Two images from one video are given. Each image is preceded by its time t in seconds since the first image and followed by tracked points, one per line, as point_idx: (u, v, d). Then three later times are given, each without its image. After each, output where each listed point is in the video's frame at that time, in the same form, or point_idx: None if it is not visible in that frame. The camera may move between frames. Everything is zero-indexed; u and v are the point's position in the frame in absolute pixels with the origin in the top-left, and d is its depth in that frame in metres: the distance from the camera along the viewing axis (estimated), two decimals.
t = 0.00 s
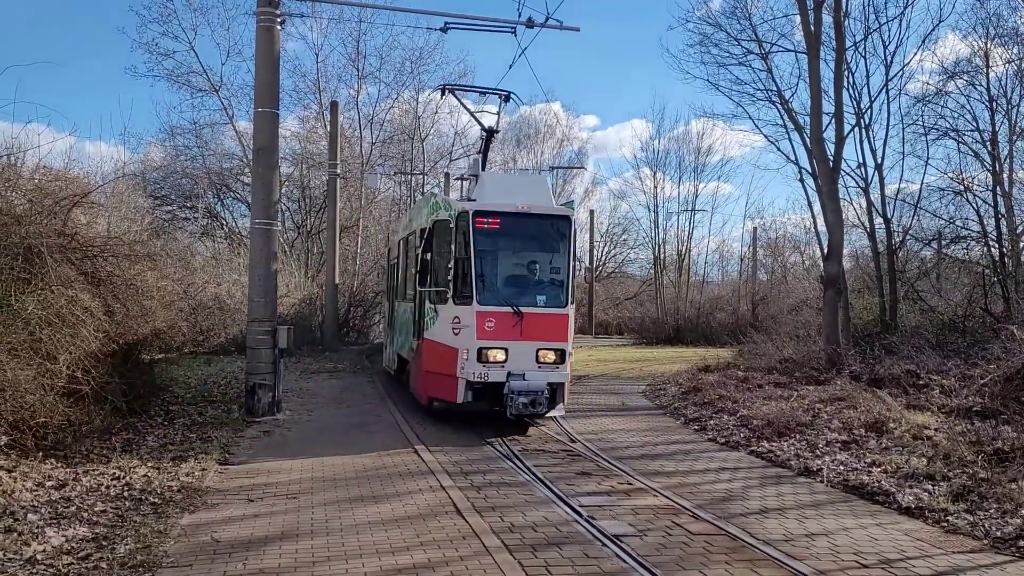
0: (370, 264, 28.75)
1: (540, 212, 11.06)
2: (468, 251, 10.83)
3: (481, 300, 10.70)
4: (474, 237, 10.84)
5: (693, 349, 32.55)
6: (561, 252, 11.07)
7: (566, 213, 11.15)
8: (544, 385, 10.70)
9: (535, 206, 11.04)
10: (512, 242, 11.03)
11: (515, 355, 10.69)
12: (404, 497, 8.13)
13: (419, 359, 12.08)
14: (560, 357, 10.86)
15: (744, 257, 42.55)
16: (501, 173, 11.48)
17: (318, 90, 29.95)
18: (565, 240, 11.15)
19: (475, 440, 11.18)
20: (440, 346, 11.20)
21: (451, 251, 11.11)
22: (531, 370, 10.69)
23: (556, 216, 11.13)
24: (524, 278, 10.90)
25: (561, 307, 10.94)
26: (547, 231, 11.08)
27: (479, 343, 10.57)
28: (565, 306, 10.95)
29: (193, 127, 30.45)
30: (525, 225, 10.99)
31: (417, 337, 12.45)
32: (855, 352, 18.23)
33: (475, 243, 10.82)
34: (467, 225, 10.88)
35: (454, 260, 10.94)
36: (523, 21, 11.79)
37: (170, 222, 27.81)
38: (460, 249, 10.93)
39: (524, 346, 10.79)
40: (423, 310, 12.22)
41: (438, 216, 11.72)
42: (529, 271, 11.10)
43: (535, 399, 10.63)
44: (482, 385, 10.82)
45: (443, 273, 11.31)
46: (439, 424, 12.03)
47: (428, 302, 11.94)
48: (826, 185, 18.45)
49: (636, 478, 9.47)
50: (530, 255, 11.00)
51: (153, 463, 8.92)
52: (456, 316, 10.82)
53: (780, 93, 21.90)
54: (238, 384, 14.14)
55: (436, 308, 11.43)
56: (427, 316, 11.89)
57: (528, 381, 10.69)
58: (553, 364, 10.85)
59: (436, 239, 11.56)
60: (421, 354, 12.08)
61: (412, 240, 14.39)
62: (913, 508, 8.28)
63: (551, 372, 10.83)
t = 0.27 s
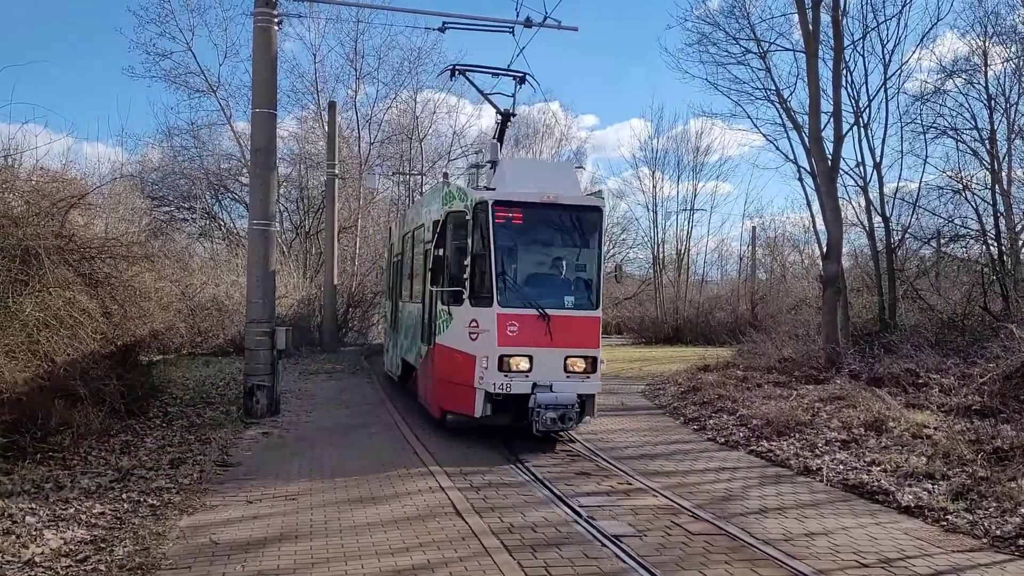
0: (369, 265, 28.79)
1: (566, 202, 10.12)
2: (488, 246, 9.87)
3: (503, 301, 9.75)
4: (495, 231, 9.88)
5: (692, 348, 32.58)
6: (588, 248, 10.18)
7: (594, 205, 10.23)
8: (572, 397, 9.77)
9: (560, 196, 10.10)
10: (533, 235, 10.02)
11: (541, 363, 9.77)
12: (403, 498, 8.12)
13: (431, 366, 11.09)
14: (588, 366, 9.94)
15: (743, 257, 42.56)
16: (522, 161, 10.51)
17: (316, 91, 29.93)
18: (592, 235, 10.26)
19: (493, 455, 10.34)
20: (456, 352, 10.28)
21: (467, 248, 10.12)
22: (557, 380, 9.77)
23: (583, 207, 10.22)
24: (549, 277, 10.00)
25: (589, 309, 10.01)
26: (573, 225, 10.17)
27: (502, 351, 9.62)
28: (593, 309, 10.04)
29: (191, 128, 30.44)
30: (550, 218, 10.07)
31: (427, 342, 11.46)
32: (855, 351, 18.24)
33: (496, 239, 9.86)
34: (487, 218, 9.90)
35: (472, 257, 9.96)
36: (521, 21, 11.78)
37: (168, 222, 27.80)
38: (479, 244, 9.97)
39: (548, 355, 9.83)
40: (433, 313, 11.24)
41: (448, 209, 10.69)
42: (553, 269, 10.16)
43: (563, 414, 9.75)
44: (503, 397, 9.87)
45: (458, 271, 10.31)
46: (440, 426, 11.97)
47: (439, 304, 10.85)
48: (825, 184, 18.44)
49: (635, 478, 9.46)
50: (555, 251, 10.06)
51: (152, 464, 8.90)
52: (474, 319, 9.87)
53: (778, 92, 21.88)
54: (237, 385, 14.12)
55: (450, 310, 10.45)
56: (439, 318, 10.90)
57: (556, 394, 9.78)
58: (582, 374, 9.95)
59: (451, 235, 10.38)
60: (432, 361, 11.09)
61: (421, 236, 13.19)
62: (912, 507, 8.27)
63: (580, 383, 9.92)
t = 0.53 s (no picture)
0: (366, 264, 28.79)
1: (598, 186, 8.95)
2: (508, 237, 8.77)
3: (526, 302, 8.65)
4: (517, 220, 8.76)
5: (689, 346, 32.63)
6: (622, 240, 9.01)
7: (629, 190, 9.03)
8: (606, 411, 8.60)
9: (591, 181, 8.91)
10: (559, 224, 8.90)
11: (570, 372, 8.67)
12: (401, 497, 8.10)
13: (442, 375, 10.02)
14: (623, 374, 8.83)
15: (741, 255, 42.60)
16: (547, 142, 9.38)
17: (312, 90, 29.89)
18: (627, 224, 9.07)
19: (514, 475, 9.25)
20: (472, 359, 9.17)
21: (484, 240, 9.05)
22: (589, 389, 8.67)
23: (616, 193, 9.04)
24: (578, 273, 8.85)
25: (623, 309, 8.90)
26: (605, 213, 9.02)
27: (525, 358, 8.54)
28: (629, 310, 8.93)
29: (188, 127, 30.40)
30: (580, 205, 8.93)
31: (438, 346, 10.43)
32: (852, 349, 18.26)
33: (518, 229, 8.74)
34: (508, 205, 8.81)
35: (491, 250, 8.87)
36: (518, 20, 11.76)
37: (165, 222, 27.78)
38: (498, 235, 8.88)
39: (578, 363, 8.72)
40: (444, 316, 10.15)
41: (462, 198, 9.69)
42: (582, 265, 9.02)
43: (596, 430, 8.55)
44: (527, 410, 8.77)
45: (474, 267, 9.24)
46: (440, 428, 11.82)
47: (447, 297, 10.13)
48: (822, 183, 18.46)
49: (633, 477, 9.45)
50: (585, 244, 8.91)
51: (149, 464, 8.88)
52: (493, 322, 8.78)
53: (775, 91, 21.88)
54: (234, 385, 14.10)
55: (465, 312, 9.37)
56: (450, 322, 9.79)
57: (587, 408, 8.65)
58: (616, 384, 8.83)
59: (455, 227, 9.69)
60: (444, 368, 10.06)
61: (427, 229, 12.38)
62: (910, 505, 8.28)
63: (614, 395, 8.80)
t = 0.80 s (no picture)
0: (363, 262, 28.76)
1: (619, 176, 8.32)
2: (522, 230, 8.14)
3: (541, 301, 7.99)
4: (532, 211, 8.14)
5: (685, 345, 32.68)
6: (643, 234, 8.37)
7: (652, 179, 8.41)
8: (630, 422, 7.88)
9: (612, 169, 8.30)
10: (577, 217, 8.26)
11: (590, 378, 8.00)
12: (397, 497, 8.09)
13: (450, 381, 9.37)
14: (647, 380, 8.17)
15: (737, 253, 42.66)
16: (565, 128, 8.78)
17: (308, 89, 29.84)
18: (651, 217, 8.44)
19: (527, 490, 8.57)
20: (484, 364, 8.56)
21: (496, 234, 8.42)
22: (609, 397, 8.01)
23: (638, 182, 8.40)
24: (597, 269, 8.21)
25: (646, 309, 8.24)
26: (628, 204, 8.38)
27: (542, 363, 7.88)
28: (655, 311, 8.29)
29: (183, 126, 30.34)
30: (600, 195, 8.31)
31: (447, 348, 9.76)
32: (848, 347, 18.30)
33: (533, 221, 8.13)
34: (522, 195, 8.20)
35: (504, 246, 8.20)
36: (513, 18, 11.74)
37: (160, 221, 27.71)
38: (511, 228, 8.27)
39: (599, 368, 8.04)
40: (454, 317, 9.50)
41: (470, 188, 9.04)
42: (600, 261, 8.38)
43: (619, 443, 7.82)
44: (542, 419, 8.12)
45: (486, 264, 8.58)
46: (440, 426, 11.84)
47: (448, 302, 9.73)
48: (818, 181, 18.48)
49: (630, 475, 9.46)
50: (603, 237, 8.26)
51: (145, 464, 8.86)
52: (505, 323, 8.18)
53: (771, 89, 21.90)
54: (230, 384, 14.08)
55: (476, 313, 8.73)
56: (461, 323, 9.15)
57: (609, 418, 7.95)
58: (639, 391, 8.16)
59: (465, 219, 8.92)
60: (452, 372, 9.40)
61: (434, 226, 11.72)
62: (906, 503, 8.30)
63: (636, 403, 8.14)
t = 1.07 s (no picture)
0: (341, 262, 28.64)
1: (669, 140, 6.60)
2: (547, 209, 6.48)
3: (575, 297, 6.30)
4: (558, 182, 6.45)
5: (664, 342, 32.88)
6: (700, 211, 6.66)
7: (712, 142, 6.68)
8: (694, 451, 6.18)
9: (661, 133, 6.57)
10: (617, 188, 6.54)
11: (640, 393, 6.28)
12: (375, 498, 8.08)
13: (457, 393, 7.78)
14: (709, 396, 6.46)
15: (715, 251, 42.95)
16: (596, 83, 7.06)
17: (284, 88, 29.64)
18: (703, 193, 6.67)
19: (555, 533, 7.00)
20: (501, 377, 6.92)
21: (515, 213, 6.75)
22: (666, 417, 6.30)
23: (687, 148, 6.66)
24: (641, 259, 6.47)
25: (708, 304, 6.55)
26: (675, 175, 6.62)
27: (580, 376, 6.17)
28: (717, 308, 6.57)
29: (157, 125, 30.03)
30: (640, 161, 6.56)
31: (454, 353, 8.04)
32: (824, 343, 18.49)
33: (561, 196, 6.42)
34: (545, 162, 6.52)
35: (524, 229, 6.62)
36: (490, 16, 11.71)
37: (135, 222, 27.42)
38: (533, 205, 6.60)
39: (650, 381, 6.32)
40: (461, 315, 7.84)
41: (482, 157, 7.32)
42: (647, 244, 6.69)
43: (681, 479, 6.10)
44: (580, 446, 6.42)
45: (502, 251, 6.94)
46: (421, 424, 11.84)
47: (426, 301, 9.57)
48: (794, 179, 18.63)
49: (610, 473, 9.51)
50: (652, 214, 6.54)
51: (121, 467, 8.78)
52: (530, 325, 6.53)
53: (747, 88, 22.06)
54: (207, 386, 13.96)
55: (490, 314, 7.10)
56: (470, 324, 7.53)
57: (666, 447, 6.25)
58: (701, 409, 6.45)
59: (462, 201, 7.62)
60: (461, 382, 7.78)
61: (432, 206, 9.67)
62: (882, 497, 8.40)
63: (697, 424, 6.41)
